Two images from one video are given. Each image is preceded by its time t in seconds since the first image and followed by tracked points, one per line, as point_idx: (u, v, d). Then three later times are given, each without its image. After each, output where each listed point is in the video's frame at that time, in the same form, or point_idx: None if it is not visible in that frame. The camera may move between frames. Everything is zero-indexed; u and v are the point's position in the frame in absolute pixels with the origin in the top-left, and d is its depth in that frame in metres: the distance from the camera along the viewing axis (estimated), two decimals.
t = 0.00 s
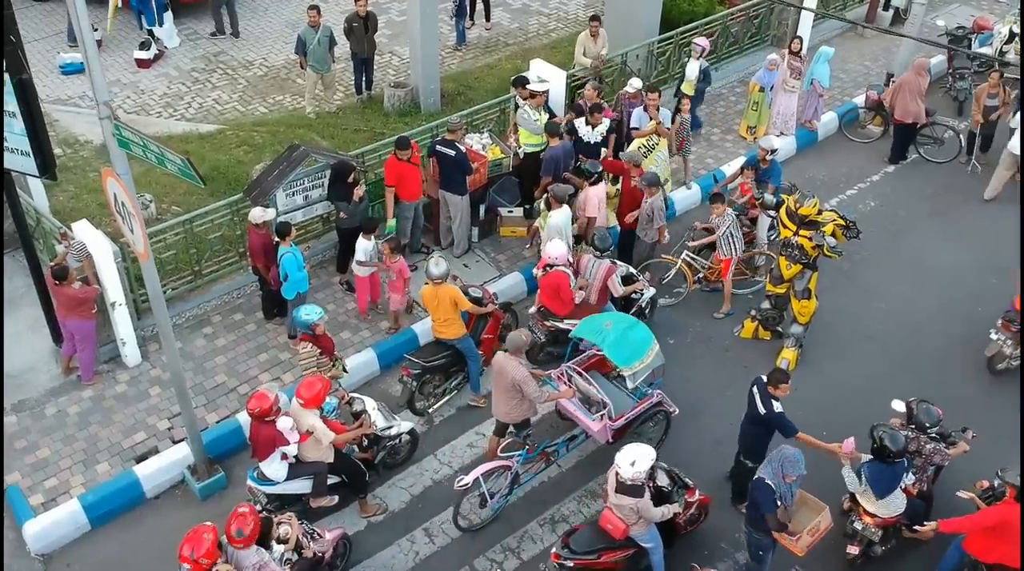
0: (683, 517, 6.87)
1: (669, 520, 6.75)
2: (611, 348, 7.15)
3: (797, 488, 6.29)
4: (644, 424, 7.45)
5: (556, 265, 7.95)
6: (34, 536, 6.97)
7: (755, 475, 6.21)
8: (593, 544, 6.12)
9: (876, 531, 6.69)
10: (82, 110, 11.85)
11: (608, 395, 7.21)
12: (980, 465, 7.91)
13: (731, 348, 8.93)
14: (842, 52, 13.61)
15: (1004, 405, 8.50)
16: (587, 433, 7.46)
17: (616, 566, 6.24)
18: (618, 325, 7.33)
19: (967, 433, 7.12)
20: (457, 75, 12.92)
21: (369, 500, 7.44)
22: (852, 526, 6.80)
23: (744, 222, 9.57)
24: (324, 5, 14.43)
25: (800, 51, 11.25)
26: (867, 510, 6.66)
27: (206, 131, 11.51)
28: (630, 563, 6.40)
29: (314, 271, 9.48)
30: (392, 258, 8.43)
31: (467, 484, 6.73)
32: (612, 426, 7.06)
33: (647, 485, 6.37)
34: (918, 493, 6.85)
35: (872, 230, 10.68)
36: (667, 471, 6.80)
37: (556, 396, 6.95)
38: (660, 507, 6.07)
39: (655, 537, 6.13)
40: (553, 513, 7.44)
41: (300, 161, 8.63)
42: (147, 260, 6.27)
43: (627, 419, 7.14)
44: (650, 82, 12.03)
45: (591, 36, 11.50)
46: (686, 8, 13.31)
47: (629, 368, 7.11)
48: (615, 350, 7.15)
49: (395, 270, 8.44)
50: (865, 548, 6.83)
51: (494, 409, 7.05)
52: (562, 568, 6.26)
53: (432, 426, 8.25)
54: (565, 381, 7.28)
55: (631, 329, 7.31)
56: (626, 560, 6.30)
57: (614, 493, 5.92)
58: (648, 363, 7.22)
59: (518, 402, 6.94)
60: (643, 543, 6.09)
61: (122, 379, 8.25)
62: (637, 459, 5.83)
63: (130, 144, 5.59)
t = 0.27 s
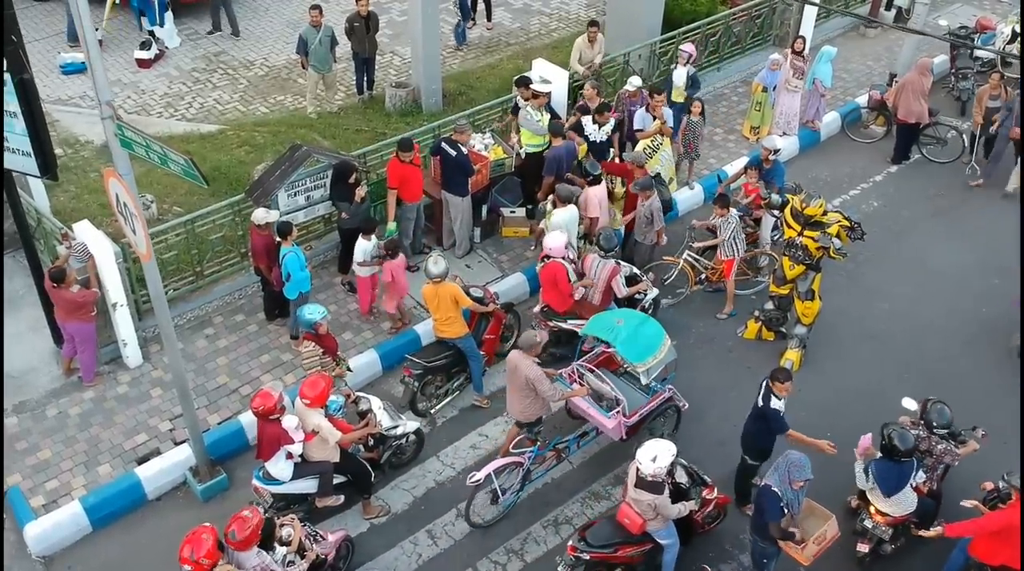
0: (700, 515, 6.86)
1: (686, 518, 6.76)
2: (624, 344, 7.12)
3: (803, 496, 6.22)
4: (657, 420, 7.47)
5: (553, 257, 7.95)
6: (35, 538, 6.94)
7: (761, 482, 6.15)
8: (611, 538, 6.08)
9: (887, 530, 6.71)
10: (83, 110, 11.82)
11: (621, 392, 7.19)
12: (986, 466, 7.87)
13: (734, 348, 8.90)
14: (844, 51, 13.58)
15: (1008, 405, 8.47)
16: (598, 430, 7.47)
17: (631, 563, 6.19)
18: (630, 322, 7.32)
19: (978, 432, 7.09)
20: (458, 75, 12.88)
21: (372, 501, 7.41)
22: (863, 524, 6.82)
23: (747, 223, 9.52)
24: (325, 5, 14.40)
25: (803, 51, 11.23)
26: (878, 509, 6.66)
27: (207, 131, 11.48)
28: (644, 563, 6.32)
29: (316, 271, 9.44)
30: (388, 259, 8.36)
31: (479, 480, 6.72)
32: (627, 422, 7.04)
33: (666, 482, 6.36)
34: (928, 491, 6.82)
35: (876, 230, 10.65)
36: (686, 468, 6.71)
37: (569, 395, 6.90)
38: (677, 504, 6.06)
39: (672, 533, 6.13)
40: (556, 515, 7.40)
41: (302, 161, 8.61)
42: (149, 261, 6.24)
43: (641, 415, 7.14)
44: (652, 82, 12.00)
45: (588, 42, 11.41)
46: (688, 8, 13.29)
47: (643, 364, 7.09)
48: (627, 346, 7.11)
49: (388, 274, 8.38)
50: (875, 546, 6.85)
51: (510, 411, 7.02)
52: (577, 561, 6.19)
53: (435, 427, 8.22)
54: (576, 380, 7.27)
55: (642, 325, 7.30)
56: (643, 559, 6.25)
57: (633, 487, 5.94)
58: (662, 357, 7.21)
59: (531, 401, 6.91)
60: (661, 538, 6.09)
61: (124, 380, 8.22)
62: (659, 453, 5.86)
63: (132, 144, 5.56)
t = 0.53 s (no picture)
0: (710, 514, 6.81)
1: (694, 517, 6.72)
2: (634, 342, 7.14)
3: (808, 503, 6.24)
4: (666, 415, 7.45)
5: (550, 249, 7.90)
6: (33, 540, 6.90)
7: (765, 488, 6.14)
8: (619, 535, 6.04)
9: (894, 527, 6.70)
10: (81, 111, 11.78)
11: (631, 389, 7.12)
12: (988, 467, 7.84)
13: (735, 349, 8.87)
14: (844, 51, 13.56)
15: (1011, 407, 8.44)
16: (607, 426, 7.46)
17: (640, 562, 6.14)
18: (639, 319, 7.32)
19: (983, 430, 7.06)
20: (457, 75, 12.85)
21: (373, 503, 7.39)
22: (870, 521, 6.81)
23: (749, 223, 9.49)
24: (324, 5, 14.37)
25: (803, 50, 11.20)
26: (884, 506, 6.66)
27: (205, 131, 11.44)
28: (653, 562, 6.25)
29: (315, 272, 9.41)
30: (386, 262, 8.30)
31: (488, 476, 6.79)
32: (637, 419, 7.00)
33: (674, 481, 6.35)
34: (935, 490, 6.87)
35: (877, 231, 10.62)
36: (694, 468, 6.79)
37: (575, 392, 6.93)
38: (686, 503, 6.04)
39: (681, 531, 6.12)
40: (557, 516, 7.37)
41: (302, 161, 8.58)
42: (148, 262, 6.21)
43: (651, 412, 7.10)
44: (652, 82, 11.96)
45: (588, 45, 11.32)
46: (688, 8, 13.26)
47: (653, 361, 7.10)
48: (638, 343, 7.13)
49: (380, 280, 8.37)
50: (881, 544, 6.87)
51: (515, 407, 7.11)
52: (584, 559, 6.11)
53: (435, 428, 8.19)
54: (585, 378, 7.17)
55: (651, 322, 7.30)
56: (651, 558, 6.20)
57: (642, 485, 5.91)
58: (672, 354, 7.21)
59: (537, 398, 6.95)
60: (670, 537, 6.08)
61: (122, 381, 8.18)
62: (670, 450, 5.81)
63: (131, 144, 5.53)
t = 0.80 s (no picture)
0: (712, 510, 6.81)
1: (698, 512, 6.69)
2: (639, 336, 7.12)
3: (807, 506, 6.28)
4: (670, 409, 7.53)
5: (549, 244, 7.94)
6: (32, 540, 6.91)
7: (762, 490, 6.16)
8: (621, 531, 6.04)
9: (895, 517, 6.68)
10: (79, 112, 11.78)
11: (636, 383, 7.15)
12: (986, 466, 7.86)
13: (733, 348, 8.88)
14: (840, 51, 13.58)
15: (1007, 405, 8.46)
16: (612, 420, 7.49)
17: (642, 556, 6.14)
18: (643, 313, 7.29)
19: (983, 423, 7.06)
20: (455, 76, 12.87)
21: (372, 502, 7.40)
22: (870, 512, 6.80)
23: (746, 223, 9.45)
24: (321, 6, 14.37)
25: (800, 50, 11.23)
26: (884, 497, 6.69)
27: (203, 131, 11.44)
28: (655, 558, 6.28)
29: (313, 271, 9.41)
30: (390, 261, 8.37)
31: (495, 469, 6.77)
32: (643, 413, 7.06)
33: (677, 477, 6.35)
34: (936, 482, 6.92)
35: (874, 230, 10.64)
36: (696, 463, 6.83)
37: (579, 385, 6.98)
38: (688, 498, 6.01)
39: (684, 527, 6.11)
40: (556, 515, 7.38)
41: (299, 161, 8.59)
42: (147, 262, 6.22)
43: (657, 405, 7.16)
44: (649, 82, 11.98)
45: (585, 45, 11.37)
46: (684, 8, 13.29)
47: (659, 356, 7.07)
48: (644, 338, 7.11)
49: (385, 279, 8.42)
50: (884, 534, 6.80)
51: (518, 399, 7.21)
52: (587, 554, 6.14)
53: (434, 427, 8.19)
54: (590, 373, 7.23)
55: (656, 316, 7.27)
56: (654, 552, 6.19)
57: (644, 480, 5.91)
58: (677, 348, 7.19)
59: (540, 390, 7.03)
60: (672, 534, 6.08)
61: (120, 381, 8.18)
62: (674, 444, 5.89)
63: (130, 144, 5.54)
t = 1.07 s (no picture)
0: (718, 490, 6.92)
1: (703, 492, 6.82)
2: (644, 318, 7.38)
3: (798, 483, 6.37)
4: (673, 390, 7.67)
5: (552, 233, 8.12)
6: (41, 523, 7.03)
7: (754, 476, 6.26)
8: (628, 508, 6.16)
9: (895, 493, 6.87)
10: (83, 106, 11.88)
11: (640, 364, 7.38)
12: (980, 453, 7.99)
13: (731, 338, 8.99)
14: (838, 47, 13.69)
15: (1001, 394, 8.57)
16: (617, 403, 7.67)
17: (648, 534, 6.28)
18: (648, 298, 7.57)
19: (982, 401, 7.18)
20: (456, 70, 12.97)
21: (375, 486, 7.51)
22: (871, 488, 6.97)
23: (743, 213, 9.50)
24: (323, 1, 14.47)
25: (798, 44, 11.34)
26: (886, 472, 6.85)
27: (206, 125, 11.55)
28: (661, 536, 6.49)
29: (316, 262, 9.52)
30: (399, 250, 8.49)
31: (505, 448, 6.97)
32: (648, 393, 7.24)
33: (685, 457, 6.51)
34: (935, 457, 7.06)
35: (871, 222, 10.75)
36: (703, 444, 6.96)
37: (584, 366, 7.26)
38: (695, 477, 6.17)
39: (689, 507, 6.28)
40: (556, 499, 7.49)
41: (303, 152, 8.69)
42: (155, 249, 6.31)
43: (661, 387, 7.34)
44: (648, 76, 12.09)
45: (582, 38, 11.55)
46: (683, 3, 13.39)
47: (663, 338, 7.32)
48: (649, 320, 7.36)
49: (394, 266, 8.55)
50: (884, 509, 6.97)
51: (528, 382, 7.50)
52: (594, 531, 6.22)
53: (436, 414, 8.31)
54: (595, 355, 7.46)
55: (660, 301, 7.55)
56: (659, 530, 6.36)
57: (651, 460, 6.07)
58: (681, 331, 7.44)
59: (548, 372, 7.35)
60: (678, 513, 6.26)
61: (127, 369, 8.28)
62: (682, 424, 5.97)
63: (139, 130, 5.62)
